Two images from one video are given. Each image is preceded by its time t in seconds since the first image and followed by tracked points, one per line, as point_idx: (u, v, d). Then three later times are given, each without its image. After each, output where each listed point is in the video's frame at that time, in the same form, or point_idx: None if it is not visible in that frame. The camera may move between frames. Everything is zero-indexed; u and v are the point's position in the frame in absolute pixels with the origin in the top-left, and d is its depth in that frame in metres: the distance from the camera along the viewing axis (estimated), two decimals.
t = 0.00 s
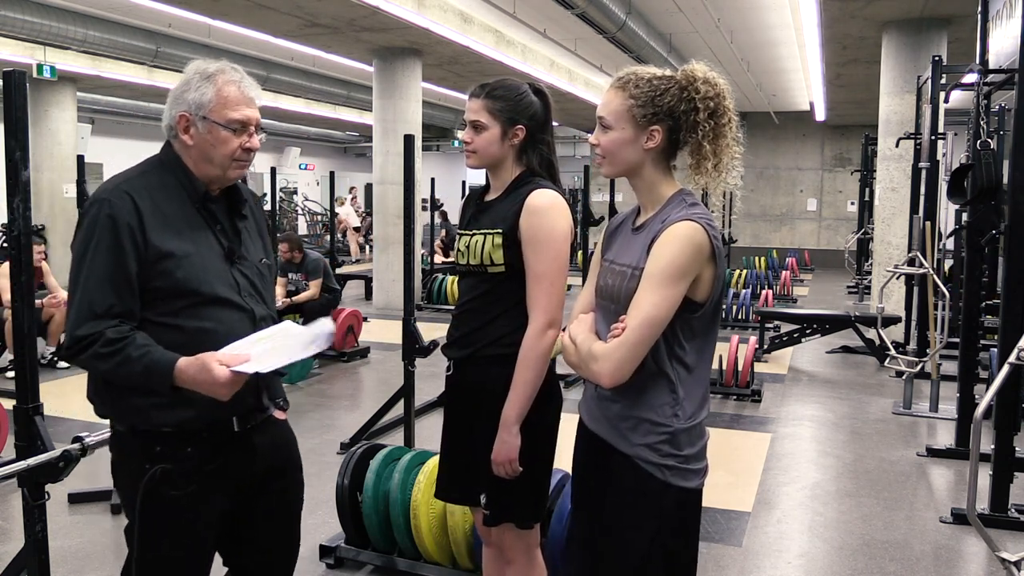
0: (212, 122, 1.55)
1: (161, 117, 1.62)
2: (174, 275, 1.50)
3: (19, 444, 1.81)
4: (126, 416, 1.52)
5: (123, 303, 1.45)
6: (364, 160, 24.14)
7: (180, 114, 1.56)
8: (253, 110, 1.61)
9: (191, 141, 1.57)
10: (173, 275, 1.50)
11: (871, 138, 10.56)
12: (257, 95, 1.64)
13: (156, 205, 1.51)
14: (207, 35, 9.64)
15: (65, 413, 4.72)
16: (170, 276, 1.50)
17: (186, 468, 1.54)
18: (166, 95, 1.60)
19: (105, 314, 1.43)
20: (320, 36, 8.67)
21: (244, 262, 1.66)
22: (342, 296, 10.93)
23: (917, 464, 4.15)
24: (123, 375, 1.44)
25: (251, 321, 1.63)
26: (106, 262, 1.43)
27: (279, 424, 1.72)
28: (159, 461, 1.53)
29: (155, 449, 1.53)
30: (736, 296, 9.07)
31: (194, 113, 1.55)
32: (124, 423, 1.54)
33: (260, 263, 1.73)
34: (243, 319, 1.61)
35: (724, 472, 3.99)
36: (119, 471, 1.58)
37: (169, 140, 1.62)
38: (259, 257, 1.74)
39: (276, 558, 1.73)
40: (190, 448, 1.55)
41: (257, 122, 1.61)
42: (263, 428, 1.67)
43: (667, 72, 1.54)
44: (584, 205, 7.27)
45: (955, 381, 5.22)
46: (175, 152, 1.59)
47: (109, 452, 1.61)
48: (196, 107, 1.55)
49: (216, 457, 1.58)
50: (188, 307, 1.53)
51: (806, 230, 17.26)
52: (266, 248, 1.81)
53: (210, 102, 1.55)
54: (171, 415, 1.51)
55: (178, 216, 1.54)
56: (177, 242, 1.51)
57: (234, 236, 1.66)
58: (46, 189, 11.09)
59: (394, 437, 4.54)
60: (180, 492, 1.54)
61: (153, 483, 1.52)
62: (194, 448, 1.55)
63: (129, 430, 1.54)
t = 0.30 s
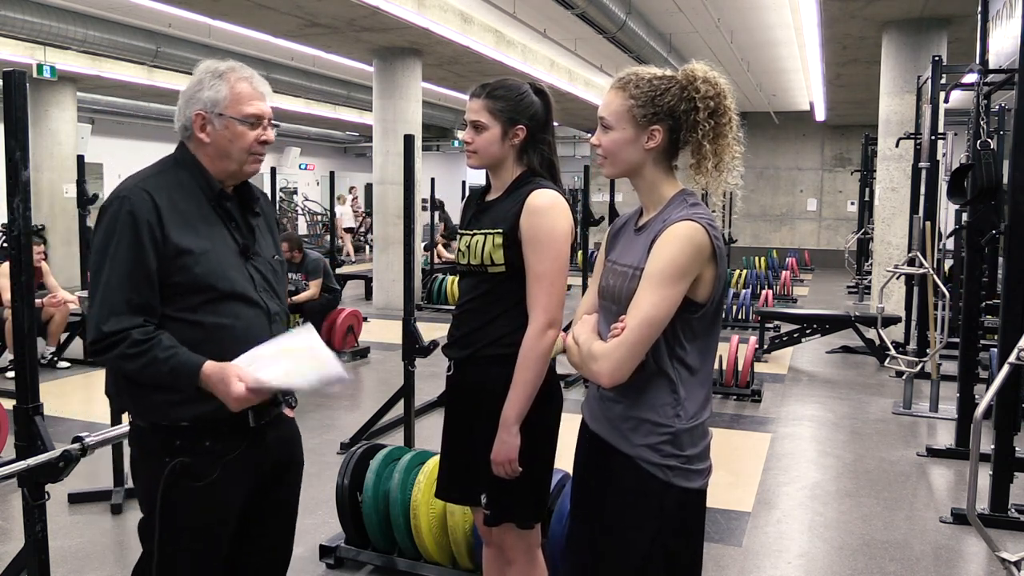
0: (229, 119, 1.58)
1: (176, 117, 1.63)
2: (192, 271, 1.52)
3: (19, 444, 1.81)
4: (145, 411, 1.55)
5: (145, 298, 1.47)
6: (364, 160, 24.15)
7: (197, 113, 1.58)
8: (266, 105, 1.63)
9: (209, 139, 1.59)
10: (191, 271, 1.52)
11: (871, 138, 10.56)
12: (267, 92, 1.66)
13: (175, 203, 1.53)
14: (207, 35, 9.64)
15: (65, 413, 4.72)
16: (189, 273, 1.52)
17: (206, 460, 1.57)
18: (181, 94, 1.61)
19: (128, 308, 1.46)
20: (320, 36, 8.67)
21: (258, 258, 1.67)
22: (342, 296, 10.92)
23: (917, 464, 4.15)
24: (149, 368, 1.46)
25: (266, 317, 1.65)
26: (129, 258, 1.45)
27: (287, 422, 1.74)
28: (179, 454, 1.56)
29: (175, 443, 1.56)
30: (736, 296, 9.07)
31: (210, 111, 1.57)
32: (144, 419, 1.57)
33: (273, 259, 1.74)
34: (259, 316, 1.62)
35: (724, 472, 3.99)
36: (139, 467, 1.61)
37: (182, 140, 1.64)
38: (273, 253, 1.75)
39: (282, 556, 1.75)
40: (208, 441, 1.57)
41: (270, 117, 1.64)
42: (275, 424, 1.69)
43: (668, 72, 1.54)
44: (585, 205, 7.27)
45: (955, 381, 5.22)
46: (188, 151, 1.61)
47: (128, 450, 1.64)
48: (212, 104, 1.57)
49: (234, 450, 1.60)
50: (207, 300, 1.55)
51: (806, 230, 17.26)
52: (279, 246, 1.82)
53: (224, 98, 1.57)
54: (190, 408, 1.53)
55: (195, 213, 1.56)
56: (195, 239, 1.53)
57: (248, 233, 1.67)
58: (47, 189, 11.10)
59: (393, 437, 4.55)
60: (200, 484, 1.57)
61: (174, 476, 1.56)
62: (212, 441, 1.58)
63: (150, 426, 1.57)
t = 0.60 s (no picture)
0: (251, 119, 1.62)
1: (191, 117, 1.66)
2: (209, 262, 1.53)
3: (19, 444, 1.81)
4: (149, 406, 1.56)
5: (169, 286, 1.48)
6: (364, 160, 24.17)
7: (217, 114, 1.62)
8: (282, 109, 1.69)
9: (229, 138, 1.63)
10: (207, 263, 1.53)
11: (871, 138, 10.57)
12: (280, 94, 1.72)
13: (191, 197, 1.56)
14: (207, 35, 9.65)
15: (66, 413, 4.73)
16: (205, 265, 1.53)
17: (208, 454, 1.59)
18: (198, 94, 1.64)
19: (155, 295, 1.46)
20: (320, 36, 8.67)
21: (264, 257, 1.69)
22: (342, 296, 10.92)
23: (917, 464, 4.15)
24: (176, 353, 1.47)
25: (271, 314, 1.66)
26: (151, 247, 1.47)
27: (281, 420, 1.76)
28: (181, 448, 1.58)
29: (177, 437, 1.58)
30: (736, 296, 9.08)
31: (233, 112, 1.61)
32: (147, 414, 1.58)
33: (278, 261, 1.76)
34: (268, 314, 1.64)
35: (723, 472, 3.99)
36: (141, 461, 1.62)
37: (194, 140, 1.66)
38: (277, 256, 1.77)
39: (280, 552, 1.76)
40: (211, 436, 1.59)
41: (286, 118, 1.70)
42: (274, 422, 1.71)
43: (674, 72, 1.54)
44: (585, 205, 7.26)
45: (955, 381, 5.22)
46: (202, 150, 1.64)
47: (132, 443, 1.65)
48: (235, 105, 1.61)
49: (236, 445, 1.62)
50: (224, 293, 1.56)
51: (806, 230, 17.26)
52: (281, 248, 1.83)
53: (246, 100, 1.62)
54: (196, 402, 1.55)
55: (209, 208, 1.59)
56: (210, 231, 1.55)
57: (255, 233, 1.69)
58: (47, 189, 11.11)
59: (393, 437, 4.55)
60: (203, 477, 1.59)
61: (175, 470, 1.57)
62: (214, 436, 1.59)
63: (152, 420, 1.58)
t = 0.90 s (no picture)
0: (269, 126, 1.65)
1: (204, 118, 1.66)
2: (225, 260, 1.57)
3: (19, 444, 1.81)
4: (149, 404, 1.57)
5: (196, 281, 1.51)
6: (364, 160, 24.18)
7: (236, 119, 1.63)
8: (296, 117, 1.72)
9: (248, 144, 1.65)
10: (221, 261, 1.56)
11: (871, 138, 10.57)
12: (292, 99, 1.74)
13: (207, 195, 1.59)
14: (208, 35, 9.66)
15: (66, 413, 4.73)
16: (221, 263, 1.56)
17: (207, 452, 1.59)
18: (215, 96, 1.65)
19: (187, 291, 1.48)
20: (320, 36, 8.67)
21: (265, 260, 1.72)
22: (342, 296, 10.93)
23: (917, 464, 4.15)
24: (201, 347, 1.49)
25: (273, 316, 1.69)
26: (177, 242, 1.49)
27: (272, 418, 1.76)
28: (180, 446, 1.58)
29: (176, 435, 1.57)
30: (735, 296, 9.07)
31: (252, 118, 1.63)
32: (144, 413, 1.58)
33: (276, 264, 1.79)
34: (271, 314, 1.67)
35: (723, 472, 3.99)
36: (138, 459, 1.62)
37: (207, 141, 1.66)
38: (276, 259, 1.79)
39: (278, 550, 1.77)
40: (209, 433, 1.59)
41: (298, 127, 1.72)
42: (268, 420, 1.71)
43: (682, 72, 1.54)
44: (585, 205, 7.26)
45: (955, 381, 5.22)
46: (215, 153, 1.66)
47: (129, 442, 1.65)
48: (255, 112, 1.64)
49: (234, 442, 1.63)
50: (238, 290, 1.59)
51: (806, 230, 17.26)
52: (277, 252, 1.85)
53: (267, 108, 1.64)
54: (197, 401, 1.56)
55: (222, 207, 1.62)
56: (225, 230, 1.58)
57: (257, 235, 1.72)
58: (47, 188, 11.11)
59: (393, 437, 4.55)
60: (202, 475, 1.59)
61: (175, 468, 1.57)
62: (212, 433, 1.60)
63: (148, 420, 1.58)
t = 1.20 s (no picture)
0: (273, 130, 1.66)
1: (208, 119, 1.66)
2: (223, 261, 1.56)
3: (20, 444, 1.81)
4: (147, 402, 1.56)
5: (192, 280, 1.51)
6: (364, 160, 24.18)
7: (242, 122, 1.64)
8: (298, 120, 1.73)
9: (253, 149, 1.66)
10: (221, 262, 1.56)
11: (871, 138, 10.57)
12: (293, 101, 1.74)
13: (209, 193, 1.59)
14: (207, 35, 9.66)
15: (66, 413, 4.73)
16: (220, 264, 1.56)
17: (208, 448, 1.59)
18: (220, 98, 1.65)
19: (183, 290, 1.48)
20: (320, 36, 8.67)
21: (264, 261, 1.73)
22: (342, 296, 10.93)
23: (917, 464, 4.15)
24: (196, 348, 1.49)
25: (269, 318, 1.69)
26: (176, 240, 1.49)
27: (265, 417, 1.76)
28: (182, 442, 1.58)
29: (176, 432, 1.57)
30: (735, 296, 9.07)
31: (258, 122, 1.64)
32: (142, 413, 1.57)
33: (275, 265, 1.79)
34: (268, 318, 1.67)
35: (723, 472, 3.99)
36: (137, 460, 1.61)
37: (208, 141, 1.66)
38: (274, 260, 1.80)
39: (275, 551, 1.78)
40: (208, 429, 1.59)
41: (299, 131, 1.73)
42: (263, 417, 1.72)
43: (688, 72, 1.54)
44: (585, 204, 7.27)
45: (955, 381, 5.22)
46: (218, 153, 1.66)
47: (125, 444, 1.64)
48: (261, 116, 1.64)
49: (233, 438, 1.63)
50: (237, 291, 1.59)
51: (806, 230, 17.26)
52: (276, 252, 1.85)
53: (271, 112, 1.65)
54: (196, 398, 1.57)
55: (224, 206, 1.62)
56: (225, 229, 1.58)
57: (257, 234, 1.72)
58: (47, 188, 11.12)
59: (393, 437, 4.55)
60: (204, 472, 1.59)
61: (176, 466, 1.57)
62: (211, 430, 1.60)
63: (146, 419, 1.58)
